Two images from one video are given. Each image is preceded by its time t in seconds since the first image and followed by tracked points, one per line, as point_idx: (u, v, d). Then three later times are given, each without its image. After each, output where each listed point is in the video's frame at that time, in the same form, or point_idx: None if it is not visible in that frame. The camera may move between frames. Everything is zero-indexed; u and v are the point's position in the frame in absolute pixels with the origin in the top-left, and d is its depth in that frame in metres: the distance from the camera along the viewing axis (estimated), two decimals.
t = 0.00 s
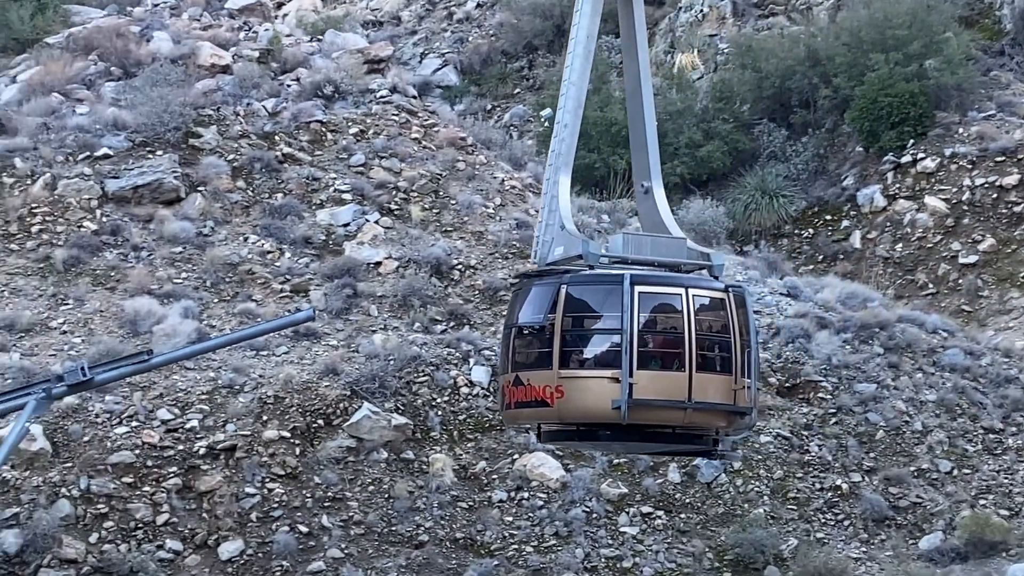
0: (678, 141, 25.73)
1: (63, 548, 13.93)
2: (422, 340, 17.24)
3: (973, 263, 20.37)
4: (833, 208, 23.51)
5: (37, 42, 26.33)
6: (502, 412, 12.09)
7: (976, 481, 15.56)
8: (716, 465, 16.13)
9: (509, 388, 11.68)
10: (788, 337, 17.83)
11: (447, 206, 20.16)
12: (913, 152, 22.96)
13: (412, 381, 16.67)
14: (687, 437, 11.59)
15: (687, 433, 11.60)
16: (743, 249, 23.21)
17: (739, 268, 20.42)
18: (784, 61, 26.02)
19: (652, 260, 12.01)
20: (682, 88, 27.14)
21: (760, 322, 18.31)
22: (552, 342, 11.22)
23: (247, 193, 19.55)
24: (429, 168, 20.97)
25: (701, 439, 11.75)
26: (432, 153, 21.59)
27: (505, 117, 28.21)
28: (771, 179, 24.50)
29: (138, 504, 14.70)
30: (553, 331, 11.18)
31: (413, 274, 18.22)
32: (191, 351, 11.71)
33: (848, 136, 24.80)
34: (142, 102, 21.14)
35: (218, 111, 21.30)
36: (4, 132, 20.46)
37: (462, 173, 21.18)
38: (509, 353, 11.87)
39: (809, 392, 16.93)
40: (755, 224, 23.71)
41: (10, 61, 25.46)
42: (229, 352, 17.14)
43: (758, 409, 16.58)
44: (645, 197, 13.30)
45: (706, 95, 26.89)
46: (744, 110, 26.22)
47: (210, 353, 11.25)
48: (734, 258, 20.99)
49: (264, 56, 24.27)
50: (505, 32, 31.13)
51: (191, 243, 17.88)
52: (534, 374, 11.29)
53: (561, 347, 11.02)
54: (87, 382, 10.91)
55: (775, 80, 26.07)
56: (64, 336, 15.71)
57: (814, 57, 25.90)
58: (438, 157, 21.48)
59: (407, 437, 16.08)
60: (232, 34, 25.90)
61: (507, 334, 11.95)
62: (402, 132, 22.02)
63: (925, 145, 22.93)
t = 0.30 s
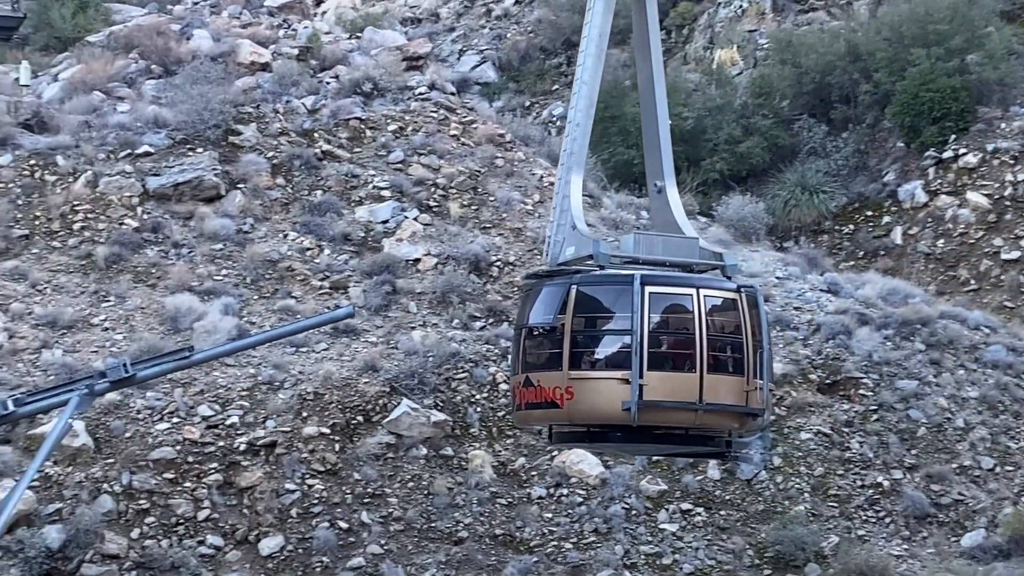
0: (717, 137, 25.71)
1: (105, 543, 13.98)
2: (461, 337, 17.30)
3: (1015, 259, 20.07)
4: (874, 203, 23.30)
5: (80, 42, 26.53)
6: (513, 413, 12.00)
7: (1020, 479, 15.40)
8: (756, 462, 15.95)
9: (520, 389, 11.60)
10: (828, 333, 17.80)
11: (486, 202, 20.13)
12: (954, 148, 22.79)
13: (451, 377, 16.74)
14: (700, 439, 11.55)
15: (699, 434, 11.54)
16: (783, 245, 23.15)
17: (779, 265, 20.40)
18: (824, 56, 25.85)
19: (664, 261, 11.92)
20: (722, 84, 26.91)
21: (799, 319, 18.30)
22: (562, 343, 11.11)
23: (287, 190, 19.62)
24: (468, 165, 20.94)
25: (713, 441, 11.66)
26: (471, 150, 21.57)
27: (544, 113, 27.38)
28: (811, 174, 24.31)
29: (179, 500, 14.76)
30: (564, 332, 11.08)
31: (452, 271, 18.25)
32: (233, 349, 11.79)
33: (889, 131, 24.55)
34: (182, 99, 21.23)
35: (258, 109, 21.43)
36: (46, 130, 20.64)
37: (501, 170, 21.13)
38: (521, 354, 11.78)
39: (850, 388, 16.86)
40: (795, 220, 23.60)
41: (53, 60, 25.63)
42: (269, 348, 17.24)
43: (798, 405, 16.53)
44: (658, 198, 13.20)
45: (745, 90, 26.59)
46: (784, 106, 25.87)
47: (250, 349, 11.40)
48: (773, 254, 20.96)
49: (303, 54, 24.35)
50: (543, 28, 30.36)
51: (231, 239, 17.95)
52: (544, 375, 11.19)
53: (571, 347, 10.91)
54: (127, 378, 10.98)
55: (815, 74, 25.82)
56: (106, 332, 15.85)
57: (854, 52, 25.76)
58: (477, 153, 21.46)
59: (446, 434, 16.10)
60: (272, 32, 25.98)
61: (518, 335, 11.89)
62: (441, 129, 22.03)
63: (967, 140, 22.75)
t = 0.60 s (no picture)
0: (754, 133, 25.28)
1: (143, 540, 14.01)
2: (498, 334, 17.26)
3: None
4: (913, 200, 23.13)
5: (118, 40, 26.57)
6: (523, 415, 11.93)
7: None
8: (795, 460, 15.87)
9: (529, 391, 11.53)
10: (867, 329, 17.67)
11: (523, 199, 20.02)
12: (993, 143, 22.63)
13: (487, 375, 16.73)
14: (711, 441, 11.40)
15: (711, 436, 11.44)
16: (820, 242, 22.84)
17: (817, 261, 20.28)
18: (863, 51, 25.84)
19: (674, 260, 11.71)
20: (760, 80, 26.76)
21: (838, 316, 18.13)
22: (572, 344, 11.07)
23: (323, 187, 19.65)
24: (504, 162, 20.87)
25: (725, 443, 11.58)
26: (508, 147, 21.50)
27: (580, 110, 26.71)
28: (849, 171, 24.08)
29: (217, 496, 14.80)
30: (573, 333, 11.03)
31: (489, 268, 18.22)
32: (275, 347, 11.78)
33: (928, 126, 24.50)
34: (219, 97, 21.26)
35: (294, 107, 21.44)
36: (84, 128, 20.75)
37: (538, 167, 21.07)
38: (530, 356, 11.72)
39: (889, 385, 16.75)
40: (833, 217, 23.32)
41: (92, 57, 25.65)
42: (305, 346, 17.27)
43: (836, 402, 16.43)
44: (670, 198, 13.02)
45: (782, 87, 26.44)
46: (823, 101, 25.78)
47: (287, 347, 11.30)
48: (809, 250, 20.82)
49: (340, 51, 24.37)
50: (580, 24, 29.93)
51: (267, 237, 17.98)
52: (553, 376, 11.12)
53: (580, 349, 10.86)
54: (163, 374, 11.11)
55: (854, 69, 25.81)
56: (144, 329, 15.95)
57: (893, 47, 25.73)
58: (513, 150, 21.40)
59: (482, 431, 16.12)
60: (309, 30, 25.97)
61: (528, 336, 11.79)
62: (477, 125, 21.98)
63: (1007, 136, 22.55)
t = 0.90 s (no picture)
0: (789, 129, 24.55)
1: (179, 537, 14.08)
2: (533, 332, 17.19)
3: None
4: (948, 196, 22.37)
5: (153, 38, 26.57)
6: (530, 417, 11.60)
7: None
8: (830, 457, 15.79)
9: (535, 393, 11.18)
10: (902, 326, 17.57)
11: (556, 197, 19.98)
12: None
13: (521, 372, 16.70)
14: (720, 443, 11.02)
15: (719, 438, 11.02)
16: (855, 239, 22.25)
17: (851, 258, 20.15)
18: (897, 47, 24.84)
19: (683, 261, 11.37)
20: (794, 76, 25.83)
21: (873, 313, 18.02)
22: (579, 345, 10.70)
23: (357, 185, 19.67)
24: (538, 160, 20.73)
25: (734, 445, 11.17)
26: (541, 145, 21.34)
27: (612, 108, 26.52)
28: (884, 167, 23.30)
29: (252, 494, 14.85)
30: (579, 335, 10.66)
31: (522, 265, 18.16)
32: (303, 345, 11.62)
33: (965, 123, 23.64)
34: (254, 96, 21.23)
35: (328, 105, 21.41)
36: (119, 127, 20.83)
37: (570, 164, 20.95)
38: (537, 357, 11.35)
39: (924, 383, 16.70)
40: (868, 213, 22.67)
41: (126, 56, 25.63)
42: (339, 344, 17.30)
43: (871, 400, 16.35)
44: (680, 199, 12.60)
45: (816, 83, 25.63)
46: (857, 98, 24.93)
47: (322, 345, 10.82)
48: (844, 247, 20.65)
49: (373, 49, 24.32)
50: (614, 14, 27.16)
51: (301, 235, 18.02)
52: (560, 378, 10.77)
53: (586, 351, 10.50)
54: (201, 372, 10.90)
55: (889, 65, 24.80)
56: (179, 327, 16.01)
57: (928, 42, 24.79)
58: (546, 148, 21.26)
59: (516, 428, 16.13)
60: (342, 28, 25.93)
61: (535, 337, 11.43)
62: (511, 123, 22.02)
63: None
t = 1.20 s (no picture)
0: (820, 126, 24.06)
1: (209, 535, 14.13)
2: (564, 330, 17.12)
3: None
4: (980, 192, 22.12)
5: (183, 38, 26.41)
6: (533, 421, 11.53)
7: None
8: (861, 455, 15.68)
9: (539, 397, 11.12)
10: (933, 324, 17.48)
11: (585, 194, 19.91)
12: None
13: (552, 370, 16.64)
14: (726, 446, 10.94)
15: (725, 441, 10.84)
16: (886, 236, 21.89)
17: (882, 255, 20.03)
18: (927, 44, 24.72)
19: (686, 263, 11.17)
20: (824, 73, 25.21)
21: (903, 309, 18.00)
22: (582, 348, 10.64)
23: (386, 183, 19.60)
24: (567, 157, 20.45)
25: (740, 448, 11.04)
26: (570, 143, 20.99)
27: (641, 105, 25.93)
28: (915, 164, 22.90)
29: (283, 492, 14.89)
30: (583, 338, 10.61)
31: (551, 264, 17.90)
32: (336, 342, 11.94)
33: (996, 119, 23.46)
34: (283, 95, 21.36)
35: (357, 104, 21.39)
36: (149, 127, 20.84)
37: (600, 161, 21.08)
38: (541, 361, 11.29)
39: (955, 380, 16.62)
40: (899, 211, 22.22)
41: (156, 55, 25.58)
42: (370, 342, 17.31)
43: (902, 397, 16.29)
44: (686, 199, 12.25)
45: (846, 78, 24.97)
46: (888, 95, 24.52)
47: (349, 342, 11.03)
48: (874, 245, 20.54)
49: (402, 48, 24.25)
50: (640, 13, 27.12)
51: (331, 234, 18.05)
52: (563, 381, 10.71)
53: (590, 354, 10.45)
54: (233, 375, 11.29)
55: (918, 62, 24.65)
56: (210, 326, 16.06)
57: (958, 38, 24.56)
58: (576, 147, 20.85)
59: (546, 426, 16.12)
60: (372, 28, 25.76)
61: (539, 342, 11.37)
62: (540, 121, 21.56)
63: None
